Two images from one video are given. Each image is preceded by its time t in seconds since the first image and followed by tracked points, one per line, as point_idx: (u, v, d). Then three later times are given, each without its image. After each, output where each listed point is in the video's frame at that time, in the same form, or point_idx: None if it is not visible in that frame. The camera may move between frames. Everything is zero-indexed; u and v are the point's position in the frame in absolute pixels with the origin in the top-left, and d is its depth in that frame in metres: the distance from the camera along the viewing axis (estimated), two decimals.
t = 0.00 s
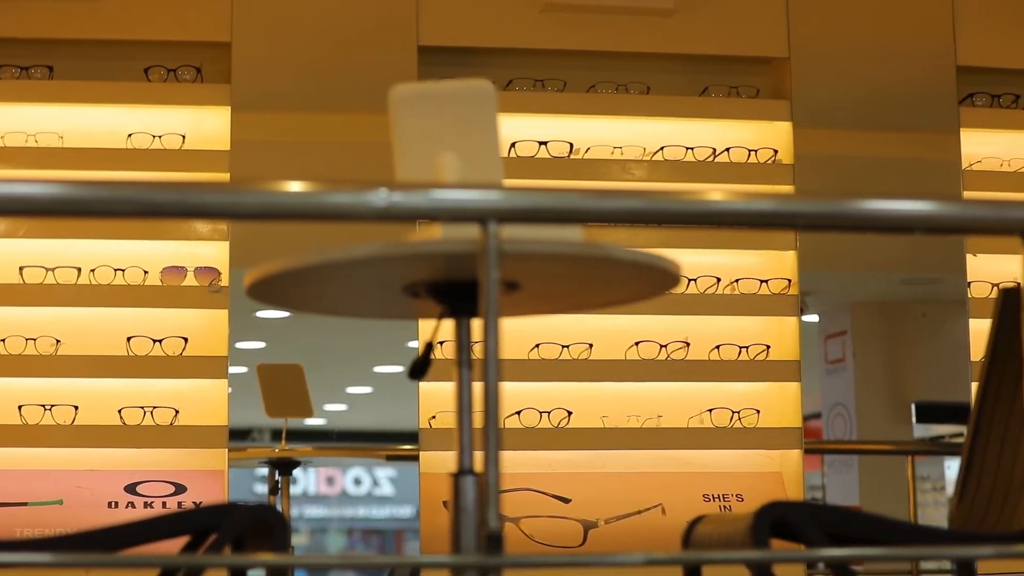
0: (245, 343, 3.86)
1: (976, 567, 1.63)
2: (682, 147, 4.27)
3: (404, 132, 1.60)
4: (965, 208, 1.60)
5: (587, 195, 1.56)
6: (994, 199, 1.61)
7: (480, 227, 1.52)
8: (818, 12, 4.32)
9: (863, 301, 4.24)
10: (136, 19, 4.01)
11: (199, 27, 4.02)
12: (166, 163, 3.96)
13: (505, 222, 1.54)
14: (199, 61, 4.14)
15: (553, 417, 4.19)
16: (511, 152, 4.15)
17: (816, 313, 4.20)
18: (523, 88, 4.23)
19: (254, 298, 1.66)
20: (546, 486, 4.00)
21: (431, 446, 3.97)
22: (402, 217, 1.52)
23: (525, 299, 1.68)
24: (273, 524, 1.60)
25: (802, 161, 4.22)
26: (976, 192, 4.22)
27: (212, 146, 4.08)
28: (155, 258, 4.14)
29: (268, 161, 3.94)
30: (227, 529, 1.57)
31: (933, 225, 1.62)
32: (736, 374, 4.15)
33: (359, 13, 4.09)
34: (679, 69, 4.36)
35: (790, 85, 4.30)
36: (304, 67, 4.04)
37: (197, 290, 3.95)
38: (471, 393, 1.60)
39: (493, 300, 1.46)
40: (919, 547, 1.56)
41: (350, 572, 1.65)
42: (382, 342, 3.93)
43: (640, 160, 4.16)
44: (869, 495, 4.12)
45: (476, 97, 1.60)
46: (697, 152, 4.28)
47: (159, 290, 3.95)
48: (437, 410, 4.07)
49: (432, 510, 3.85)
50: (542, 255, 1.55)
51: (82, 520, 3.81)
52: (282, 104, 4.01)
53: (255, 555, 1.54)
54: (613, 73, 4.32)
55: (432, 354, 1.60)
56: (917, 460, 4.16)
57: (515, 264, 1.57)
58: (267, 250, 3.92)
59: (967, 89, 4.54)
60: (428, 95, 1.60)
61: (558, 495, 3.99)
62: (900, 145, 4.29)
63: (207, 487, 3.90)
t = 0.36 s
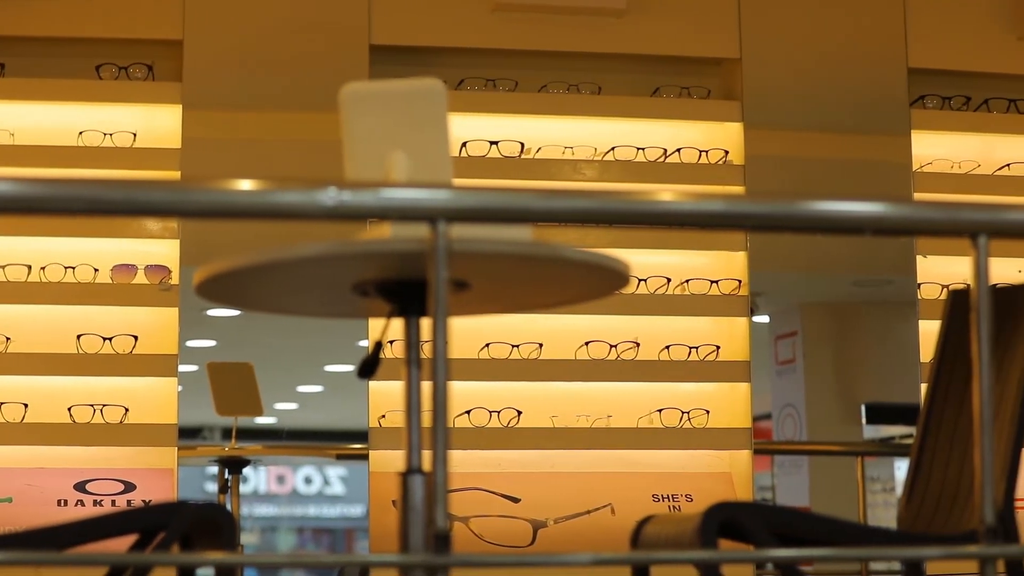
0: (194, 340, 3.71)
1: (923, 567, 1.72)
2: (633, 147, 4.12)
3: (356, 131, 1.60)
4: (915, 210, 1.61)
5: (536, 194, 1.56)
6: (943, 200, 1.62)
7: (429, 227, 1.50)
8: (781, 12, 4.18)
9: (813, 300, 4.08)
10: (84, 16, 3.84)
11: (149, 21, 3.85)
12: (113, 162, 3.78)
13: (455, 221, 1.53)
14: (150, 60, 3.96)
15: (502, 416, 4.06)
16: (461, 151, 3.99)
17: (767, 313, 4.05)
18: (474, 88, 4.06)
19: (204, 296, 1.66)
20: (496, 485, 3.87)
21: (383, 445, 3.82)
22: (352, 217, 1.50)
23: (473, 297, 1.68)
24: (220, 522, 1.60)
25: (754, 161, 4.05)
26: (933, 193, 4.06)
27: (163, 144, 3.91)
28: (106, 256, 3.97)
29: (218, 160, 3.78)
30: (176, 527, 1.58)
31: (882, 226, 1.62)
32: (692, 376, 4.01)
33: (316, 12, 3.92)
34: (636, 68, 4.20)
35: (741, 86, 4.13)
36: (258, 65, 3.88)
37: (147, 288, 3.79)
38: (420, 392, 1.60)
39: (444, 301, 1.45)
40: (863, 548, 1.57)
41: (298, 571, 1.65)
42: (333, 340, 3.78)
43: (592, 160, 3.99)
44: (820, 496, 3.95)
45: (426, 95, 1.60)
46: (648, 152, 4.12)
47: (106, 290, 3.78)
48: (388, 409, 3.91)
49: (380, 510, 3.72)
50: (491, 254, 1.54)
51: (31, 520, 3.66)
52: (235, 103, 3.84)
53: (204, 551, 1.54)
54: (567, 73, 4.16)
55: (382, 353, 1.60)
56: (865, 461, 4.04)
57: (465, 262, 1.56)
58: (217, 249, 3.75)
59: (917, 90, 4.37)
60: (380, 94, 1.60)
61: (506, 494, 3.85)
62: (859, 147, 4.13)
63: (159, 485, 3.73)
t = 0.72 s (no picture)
0: (149, 338, 3.65)
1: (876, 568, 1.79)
2: (588, 147, 4.08)
3: (309, 128, 1.61)
4: (867, 210, 1.61)
5: (490, 192, 1.55)
6: (897, 202, 1.62)
7: (382, 224, 1.49)
8: (742, 13, 4.16)
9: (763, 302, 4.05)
10: (36, 11, 3.75)
11: (103, 18, 3.77)
12: (66, 157, 3.69)
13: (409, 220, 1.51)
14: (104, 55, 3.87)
15: (457, 416, 3.98)
16: (416, 150, 3.97)
17: (721, 313, 4.03)
18: (429, 85, 3.97)
19: (159, 294, 1.66)
20: (448, 484, 3.85)
21: (335, 444, 3.73)
22: (306, 214, 1.49)
23: (429, 296, 1.68)
24: (172, 519, 1.61)
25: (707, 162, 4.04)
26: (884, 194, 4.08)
27: (120, 142, 3.86)
28: (60, 253, 3.89)
29: (172, 159, 3.71)
30: (129, 525, 1.57)
31: (836, 227, 1.62)
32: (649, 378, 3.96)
33: (271, 8, 3.86)
34: (595, 68, 4.15)
35: (697, 85, 4.11)
36: (215, 61, 3.81)
37: (101, 285, 3.70)
38: (373, 390, 1.59)
39: (397, 298, 1.45)
40: (815, 547, 1.57)
41: (252, 568, 1.64)
42: (287, 339, 3.73)
43: (546, 159, 3.95)
44: (774, 496, 3.94)
45: (384, 96, 1.61)
46: (603, 153, 4.09)
47: (59, 287, 3.70)
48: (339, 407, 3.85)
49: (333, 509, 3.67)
50: (445, 253, 1.53)
51: None
52: (191, 100, 3.77)
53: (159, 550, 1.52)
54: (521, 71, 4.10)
55: (335, 351, 1.61)
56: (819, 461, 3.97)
57: (418, 261, 1.56)
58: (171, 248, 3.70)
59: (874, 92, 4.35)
60: (334, 92, 1.60)
61: (461, 493, 3.83)
62: (818, 147, 4.13)
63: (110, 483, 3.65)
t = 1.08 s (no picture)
0: (103, 332, 3.63)
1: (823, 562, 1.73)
2: (541, 142, 4.07)
3: (262, 122, 1.62)
4: (821, 206, 1.58)
5: (441, 187, 1.51)
6: (851, 197, 1.60)
7: (334, 219, 1.47)
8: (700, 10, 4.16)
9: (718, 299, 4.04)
10: None
11: (55, 12, 3.75)
12: (18, 150, 3.67)
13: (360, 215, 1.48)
14: (57, 49, 3.85)
15: (409, 410, 4.01)
16: (368, 145, 3.96)
17: (675, 309, 4.00)
18: (384, 81, 4.01)
19: (108, 286, 1.66)
20: (399, 478, 3.86)
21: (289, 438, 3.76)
22: (258, 210, 1.46)
23: (381, 289, 1.68)
24: (123, 514, 1.61)
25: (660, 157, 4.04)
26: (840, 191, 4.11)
27: (70, 135, 3.81)
28: (10, 246, 3.87)
29: (125, 154, 3.70)
30: (80, 518, 1.58)
31: (791, 223, 1.60)
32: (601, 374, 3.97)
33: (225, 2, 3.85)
34: (549, 64, 4.16)
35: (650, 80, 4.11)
36: (169, 56, 3.80)
37: (53, 279, 3.69)
38: (325, 384, 1.60)
39: (348, 295, 1.44)
40: (765, 542, 1.57)
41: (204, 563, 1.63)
42: (241, 333, 3.74)
43: (500, 154, 3.95)
44: (725, 491, 3.93)
45: (336, 91, 1.61)
46: (557, 148, 4.06)
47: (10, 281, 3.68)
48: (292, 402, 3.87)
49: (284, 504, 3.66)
50: (396, 247, 1.52)
51: None
52: (144, 93, 3.77)
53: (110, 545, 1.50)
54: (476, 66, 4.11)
55: (286, 345, 1.61)
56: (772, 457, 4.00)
57: (369, 254, 1.55)
58: (124, 241, 3.69)
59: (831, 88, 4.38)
60: (286, 86, 1.62)
61: (414, 487, 3.85)
62: (775, 145, 4.14)
63: (62, 476, 3.65)
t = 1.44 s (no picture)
0: (52, 323, 3.64)
1: (770, 556, 1.68)
2: (491, 135, 4.09)
3: (211, 115, 1.62)
4: (769, 202, 1.57)
5: (388, 180, 1.47)
6: (799, 193, 1.59)
7: (281, 213, 1.43)
8: (652, 4, 4.18)
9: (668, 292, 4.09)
10: None
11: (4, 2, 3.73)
12: None
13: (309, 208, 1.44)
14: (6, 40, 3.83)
15: (357, 404, 4.03)
16: (319, 137, 3.96)
17: (624, 302, 4.04)
18: (333, 72, 4.00)
19: (55, 277, 1.65)
20: (347, 472, 3.83)
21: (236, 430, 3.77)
22: (205, 203, 1.41)
23: (328, 281, 1.68)
24: (71, 508, 1.62)
25: (610, 152, 4.06)
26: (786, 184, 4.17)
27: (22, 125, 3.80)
28: None
29: (75, 144, 3.70)
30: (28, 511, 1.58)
31: (736, 218, 1.59)
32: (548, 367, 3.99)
33: None
34: (500, 57, 4.17)
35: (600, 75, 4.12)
36: (119, 47, 3.80)
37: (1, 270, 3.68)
38: (271, 376, 1.60)
39: (295, 289, 1.42)
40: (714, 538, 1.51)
41: (152, 555, 1.60)
42: (190, 325, 3.75)
43: (449, 147, 3.96)
44: (674, 485, 3.96)
45: (285, 84, 1.62)
46: (506, 141, 4.10)
47: None
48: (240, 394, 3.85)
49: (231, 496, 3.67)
50: (343, 240, 1.50)
51: None
52: (94, 84, 3.76)
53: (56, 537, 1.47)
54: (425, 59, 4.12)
55: (233, 337, 1.61)
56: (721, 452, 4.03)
57: (316, 246, 1.53)
58: (72, 232, 3.69)
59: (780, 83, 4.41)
60: (233, 78, 1.62)
61: (360, 480, 3.82)
62: (728, 139, 4.17)
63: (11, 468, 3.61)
